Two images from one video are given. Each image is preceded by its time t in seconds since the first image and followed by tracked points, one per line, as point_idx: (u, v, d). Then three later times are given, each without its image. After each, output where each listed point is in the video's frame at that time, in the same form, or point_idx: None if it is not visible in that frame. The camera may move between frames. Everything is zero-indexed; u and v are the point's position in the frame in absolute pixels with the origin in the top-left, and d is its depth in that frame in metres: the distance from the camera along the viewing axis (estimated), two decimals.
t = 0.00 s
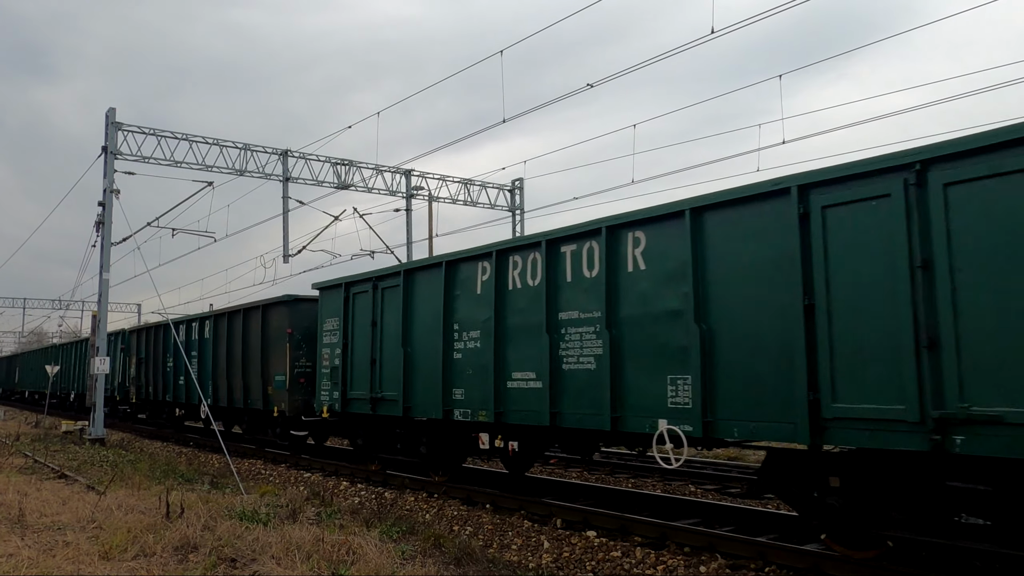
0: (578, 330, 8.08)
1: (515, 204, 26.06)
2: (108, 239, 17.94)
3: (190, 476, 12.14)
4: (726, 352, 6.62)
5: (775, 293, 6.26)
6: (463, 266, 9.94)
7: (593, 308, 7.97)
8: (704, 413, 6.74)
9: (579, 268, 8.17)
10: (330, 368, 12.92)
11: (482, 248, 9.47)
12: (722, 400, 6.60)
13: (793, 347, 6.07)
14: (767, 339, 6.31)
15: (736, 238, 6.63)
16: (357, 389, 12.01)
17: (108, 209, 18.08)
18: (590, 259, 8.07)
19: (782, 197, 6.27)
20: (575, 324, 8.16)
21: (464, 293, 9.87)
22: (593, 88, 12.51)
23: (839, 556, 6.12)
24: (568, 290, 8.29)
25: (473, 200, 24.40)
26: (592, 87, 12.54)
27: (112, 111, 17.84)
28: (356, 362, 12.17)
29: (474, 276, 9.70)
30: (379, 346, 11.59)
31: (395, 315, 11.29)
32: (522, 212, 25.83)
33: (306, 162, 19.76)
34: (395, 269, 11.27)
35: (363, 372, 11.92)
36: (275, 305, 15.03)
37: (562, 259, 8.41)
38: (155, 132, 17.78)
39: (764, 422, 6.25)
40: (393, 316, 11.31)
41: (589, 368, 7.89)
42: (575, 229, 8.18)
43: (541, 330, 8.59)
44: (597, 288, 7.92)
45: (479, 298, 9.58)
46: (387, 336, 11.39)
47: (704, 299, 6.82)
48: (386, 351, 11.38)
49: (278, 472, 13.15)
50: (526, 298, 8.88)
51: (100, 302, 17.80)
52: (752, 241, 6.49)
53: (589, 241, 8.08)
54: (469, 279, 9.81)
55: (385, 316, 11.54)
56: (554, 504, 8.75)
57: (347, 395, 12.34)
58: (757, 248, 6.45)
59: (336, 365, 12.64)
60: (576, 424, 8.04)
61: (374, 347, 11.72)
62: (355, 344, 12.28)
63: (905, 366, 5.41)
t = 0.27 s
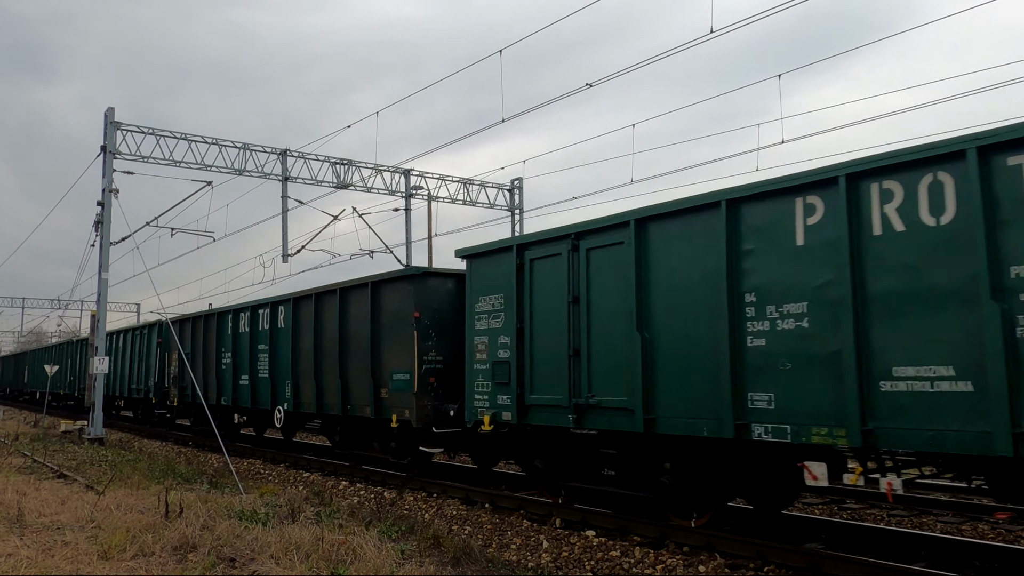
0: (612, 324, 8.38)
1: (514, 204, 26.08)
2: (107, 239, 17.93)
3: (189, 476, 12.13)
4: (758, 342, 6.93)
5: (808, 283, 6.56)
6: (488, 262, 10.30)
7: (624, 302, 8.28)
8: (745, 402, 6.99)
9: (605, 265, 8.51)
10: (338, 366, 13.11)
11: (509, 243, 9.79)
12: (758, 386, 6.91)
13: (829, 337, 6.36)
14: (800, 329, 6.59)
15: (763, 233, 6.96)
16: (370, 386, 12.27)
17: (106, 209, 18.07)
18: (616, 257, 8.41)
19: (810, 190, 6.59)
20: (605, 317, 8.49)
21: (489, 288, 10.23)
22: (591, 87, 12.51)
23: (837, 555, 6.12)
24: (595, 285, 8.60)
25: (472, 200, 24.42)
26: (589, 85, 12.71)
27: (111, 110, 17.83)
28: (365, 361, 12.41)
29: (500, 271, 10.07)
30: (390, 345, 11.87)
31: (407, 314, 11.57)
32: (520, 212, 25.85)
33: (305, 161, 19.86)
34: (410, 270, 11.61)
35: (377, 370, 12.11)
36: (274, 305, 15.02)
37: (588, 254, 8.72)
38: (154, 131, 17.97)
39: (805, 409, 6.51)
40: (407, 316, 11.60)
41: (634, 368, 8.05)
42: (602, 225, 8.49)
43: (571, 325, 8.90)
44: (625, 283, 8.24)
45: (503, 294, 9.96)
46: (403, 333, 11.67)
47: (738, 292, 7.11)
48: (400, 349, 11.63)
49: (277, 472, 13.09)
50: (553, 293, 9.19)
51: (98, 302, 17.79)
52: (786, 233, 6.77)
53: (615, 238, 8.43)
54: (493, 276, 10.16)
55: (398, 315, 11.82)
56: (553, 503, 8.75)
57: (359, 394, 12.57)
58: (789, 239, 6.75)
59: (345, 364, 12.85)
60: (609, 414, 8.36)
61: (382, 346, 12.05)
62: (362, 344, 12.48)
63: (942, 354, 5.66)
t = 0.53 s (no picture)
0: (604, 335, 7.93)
1: (514, 204, 26.10)
2: (106, 238, 17.91)
3: (188, 475, 12.13)
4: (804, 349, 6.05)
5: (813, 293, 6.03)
6: (492, 266, 9.57)
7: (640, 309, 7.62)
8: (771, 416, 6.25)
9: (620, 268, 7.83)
10: (341, 368, 12.53)
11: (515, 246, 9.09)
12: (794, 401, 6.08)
13: (885, 344, 5.52)
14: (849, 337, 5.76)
15: (807, 228, 6.13)
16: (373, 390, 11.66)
17: (105, 208, 18.05)
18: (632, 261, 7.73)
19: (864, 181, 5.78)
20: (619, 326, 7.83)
21: (495, 291, 9.50)
22: (591, 87, 12.52)
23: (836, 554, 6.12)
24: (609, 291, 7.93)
25: (471, 200, 24.43)
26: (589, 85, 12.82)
27: (111, 109, 17.84)
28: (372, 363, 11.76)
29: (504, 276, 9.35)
30: (400, 347, 11.19)
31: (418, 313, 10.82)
32: (520, 212, 25.86)
33: (304, 161, 20.26)
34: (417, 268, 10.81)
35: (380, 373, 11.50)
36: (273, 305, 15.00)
37: (602, 259, 8.05)
38: (152, 130, 18.12)
39: (852, 424, 5.69)
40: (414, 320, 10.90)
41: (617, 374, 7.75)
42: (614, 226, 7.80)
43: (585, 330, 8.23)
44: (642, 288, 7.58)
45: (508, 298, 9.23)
46: (409, 336, 11.00)
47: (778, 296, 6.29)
48: (407, 352, 11.02)
49: (276, 472, 13.10)
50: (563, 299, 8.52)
51: (98, 302, 17.79)
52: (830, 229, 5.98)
53: (631, 240, 7.73)
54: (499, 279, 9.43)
55: (405, 317, 11.13)
56: (552, 502, 8.75)
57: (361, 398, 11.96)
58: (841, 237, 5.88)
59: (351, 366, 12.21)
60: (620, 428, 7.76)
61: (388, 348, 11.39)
62: (370, 346, 11.83)
63: (1020, 365, 4.82)
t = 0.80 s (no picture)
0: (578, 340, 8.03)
1: (514, 204, 26.10)
2: (105, 238, 17.90)
3: (188, 475, 12.13)
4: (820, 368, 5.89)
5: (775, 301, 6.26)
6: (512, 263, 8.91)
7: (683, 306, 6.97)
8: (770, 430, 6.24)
9: (656, 258, 7.26)
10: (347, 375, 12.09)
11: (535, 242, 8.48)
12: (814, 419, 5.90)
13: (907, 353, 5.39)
14: (857, 351, 5.71)
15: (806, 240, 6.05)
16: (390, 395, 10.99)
17: (105, 208, 18.04)
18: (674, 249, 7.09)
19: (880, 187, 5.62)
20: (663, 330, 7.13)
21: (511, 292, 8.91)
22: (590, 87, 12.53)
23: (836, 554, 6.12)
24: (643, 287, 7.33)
25: (471, 200, 24.44)
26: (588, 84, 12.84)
27: (110, 109, 17.83)
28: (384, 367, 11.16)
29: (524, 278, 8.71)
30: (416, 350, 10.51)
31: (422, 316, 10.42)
32: (520, 212, 25.86)
33: (304, 161, 20.56)
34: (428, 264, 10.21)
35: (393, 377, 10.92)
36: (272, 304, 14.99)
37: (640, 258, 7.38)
38: (151, 131, 18.14)
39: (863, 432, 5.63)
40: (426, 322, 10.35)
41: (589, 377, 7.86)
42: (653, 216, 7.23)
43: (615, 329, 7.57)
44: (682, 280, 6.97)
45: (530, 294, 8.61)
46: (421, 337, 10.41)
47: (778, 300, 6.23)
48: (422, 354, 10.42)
49: (275, 471, 13.10)
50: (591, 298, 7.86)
51: (97, 301, 17.79)
52: (843, 240, 5.83)
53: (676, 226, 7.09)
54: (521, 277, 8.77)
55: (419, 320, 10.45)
56: (551, 502, 8.75)
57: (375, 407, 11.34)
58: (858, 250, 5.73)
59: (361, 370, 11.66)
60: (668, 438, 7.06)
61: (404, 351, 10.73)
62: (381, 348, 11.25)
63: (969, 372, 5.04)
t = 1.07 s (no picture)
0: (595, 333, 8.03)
1: (514, 204, 26.12)
2: (105, 238, 17.90)
3: (187, 475, 12.13)
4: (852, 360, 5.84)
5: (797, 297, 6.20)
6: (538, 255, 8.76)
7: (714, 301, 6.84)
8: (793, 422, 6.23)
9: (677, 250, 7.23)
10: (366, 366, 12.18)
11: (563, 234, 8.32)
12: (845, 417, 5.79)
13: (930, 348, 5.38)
14: (885, 344, 5.62)
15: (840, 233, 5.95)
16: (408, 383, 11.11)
17: (104, 208, 18.03)
18: (706, 239, 6.97)
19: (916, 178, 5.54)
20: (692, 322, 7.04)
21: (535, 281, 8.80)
22: (591, 87, 12.55)
23: (834, 554, 6.12)
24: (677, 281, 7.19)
25: (471, 200, 24.45)
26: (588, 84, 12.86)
27: (110, 109, 17.82)
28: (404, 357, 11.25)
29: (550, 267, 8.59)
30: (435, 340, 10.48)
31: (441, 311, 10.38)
32: (519, 212, 25.88)
33: (304, 163, 19.68)
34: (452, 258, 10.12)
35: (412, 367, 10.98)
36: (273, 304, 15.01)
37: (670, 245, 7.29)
38: (151, 131, 17.60)
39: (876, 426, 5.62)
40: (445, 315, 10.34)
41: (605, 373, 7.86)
42: (685, 206, 7.09)
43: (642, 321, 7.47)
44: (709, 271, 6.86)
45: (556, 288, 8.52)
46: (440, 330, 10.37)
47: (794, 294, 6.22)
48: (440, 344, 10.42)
49: (275, 471, 13.11)
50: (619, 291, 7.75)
51: (97, 301, 17.78)
52: (870, 232, 5.77)
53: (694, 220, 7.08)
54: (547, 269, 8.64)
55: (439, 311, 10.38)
56: (551, 502, 8.76)
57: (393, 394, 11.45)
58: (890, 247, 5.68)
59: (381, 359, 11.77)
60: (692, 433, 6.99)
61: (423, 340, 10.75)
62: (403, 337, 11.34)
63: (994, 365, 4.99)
